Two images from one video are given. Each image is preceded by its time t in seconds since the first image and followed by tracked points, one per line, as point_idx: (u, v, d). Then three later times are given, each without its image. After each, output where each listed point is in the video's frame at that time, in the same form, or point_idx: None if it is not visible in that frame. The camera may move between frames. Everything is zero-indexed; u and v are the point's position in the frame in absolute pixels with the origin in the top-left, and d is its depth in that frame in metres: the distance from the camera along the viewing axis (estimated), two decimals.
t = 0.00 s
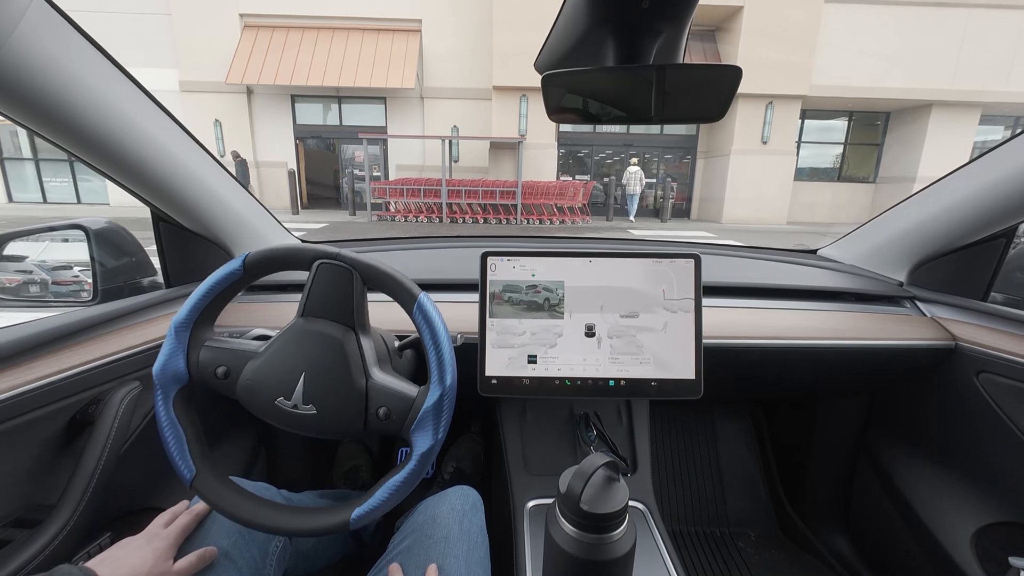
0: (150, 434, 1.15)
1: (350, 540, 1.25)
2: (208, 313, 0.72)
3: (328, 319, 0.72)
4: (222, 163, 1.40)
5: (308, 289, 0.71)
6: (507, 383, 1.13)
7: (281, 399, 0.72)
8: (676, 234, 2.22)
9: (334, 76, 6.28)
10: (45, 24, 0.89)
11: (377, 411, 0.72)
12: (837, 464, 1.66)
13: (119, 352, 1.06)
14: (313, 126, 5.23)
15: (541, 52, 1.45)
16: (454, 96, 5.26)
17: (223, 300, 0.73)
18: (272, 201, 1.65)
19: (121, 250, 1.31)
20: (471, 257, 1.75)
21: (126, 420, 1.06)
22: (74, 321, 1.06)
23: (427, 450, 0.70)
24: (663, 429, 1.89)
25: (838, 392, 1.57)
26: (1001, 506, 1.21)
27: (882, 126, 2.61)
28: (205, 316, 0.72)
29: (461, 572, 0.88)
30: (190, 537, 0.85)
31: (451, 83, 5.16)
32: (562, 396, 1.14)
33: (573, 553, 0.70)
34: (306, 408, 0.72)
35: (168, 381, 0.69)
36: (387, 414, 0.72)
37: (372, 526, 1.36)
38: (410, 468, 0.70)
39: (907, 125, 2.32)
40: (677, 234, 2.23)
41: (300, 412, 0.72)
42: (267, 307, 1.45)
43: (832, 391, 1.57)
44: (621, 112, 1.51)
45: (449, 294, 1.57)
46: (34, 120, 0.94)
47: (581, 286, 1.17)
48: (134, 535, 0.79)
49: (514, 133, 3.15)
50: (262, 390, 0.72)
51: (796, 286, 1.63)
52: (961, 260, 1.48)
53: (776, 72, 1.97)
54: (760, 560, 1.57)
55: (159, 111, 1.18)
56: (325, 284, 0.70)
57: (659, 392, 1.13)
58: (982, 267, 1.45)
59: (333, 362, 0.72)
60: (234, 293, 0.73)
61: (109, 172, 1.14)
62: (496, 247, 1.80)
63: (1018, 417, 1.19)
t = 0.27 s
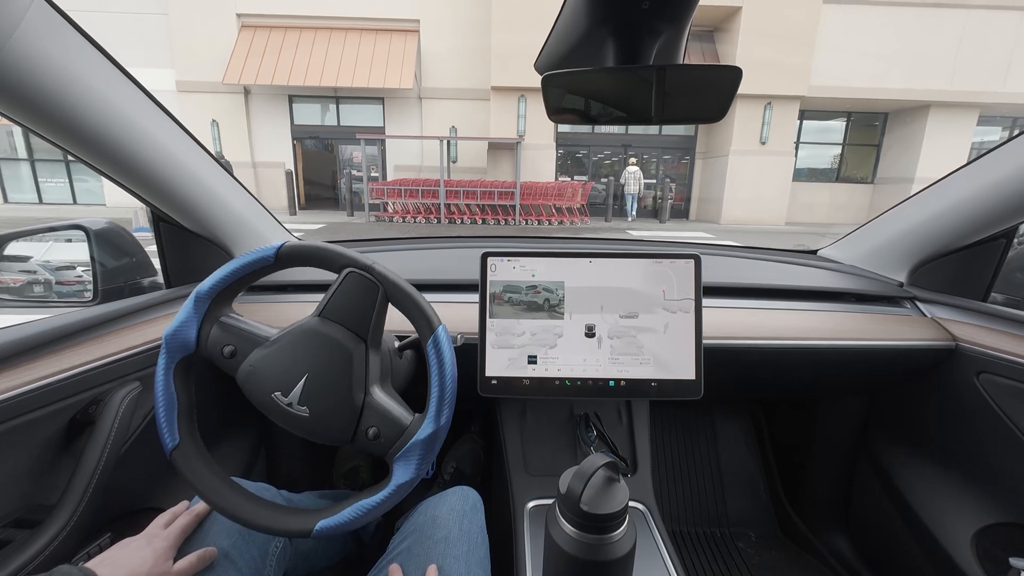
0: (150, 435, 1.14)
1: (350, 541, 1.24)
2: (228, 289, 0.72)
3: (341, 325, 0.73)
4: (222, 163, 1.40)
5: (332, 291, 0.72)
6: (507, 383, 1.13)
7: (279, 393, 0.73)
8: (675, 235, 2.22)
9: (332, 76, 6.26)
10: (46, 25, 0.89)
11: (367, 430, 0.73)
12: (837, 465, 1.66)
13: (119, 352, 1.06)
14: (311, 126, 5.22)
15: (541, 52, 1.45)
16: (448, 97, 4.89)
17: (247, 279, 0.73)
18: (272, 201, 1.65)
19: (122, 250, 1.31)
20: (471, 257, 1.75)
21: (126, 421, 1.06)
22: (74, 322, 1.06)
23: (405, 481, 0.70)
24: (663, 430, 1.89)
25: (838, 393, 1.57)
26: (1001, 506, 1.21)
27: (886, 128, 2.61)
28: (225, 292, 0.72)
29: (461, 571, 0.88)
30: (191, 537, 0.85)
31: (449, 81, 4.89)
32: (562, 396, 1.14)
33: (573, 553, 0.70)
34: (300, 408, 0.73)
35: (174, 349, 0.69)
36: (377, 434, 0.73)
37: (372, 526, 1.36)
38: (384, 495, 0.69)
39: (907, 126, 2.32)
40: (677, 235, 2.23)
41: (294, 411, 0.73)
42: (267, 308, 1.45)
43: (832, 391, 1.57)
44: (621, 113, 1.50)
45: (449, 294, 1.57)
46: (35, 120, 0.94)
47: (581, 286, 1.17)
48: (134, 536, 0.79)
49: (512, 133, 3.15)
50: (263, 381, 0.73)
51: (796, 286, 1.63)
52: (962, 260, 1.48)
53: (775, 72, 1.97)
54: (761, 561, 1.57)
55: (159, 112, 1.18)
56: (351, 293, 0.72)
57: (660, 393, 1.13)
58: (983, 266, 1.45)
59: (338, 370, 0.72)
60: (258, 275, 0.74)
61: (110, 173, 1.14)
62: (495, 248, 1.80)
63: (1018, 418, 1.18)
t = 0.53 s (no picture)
0: (150, 435, 1.15)
1: (350, 541, 1.24)
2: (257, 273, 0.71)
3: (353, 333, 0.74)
4: (222, 163, 1.40)
5: (354, 301, 0.73)
6: (507, 383, 1.13)
7: (277, 388, 0.72)
8: (676, 235, 2.22)
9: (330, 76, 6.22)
10: (47, 26, 0.89)
11: (354, 445, 0.74)
12: (838, 465, 1.66)
13: (119, 353, 1.06)
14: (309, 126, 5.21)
15: (542, 52, 1.45)
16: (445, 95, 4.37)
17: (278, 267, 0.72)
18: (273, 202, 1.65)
19: (122, 250, 1.32)
20: (471, 257, 1.75)
21: (126, 421, 1.06)
22: (75, 322, 1.06)
23: (373, 508, 0.69)
24: (663, 430, 1.89)
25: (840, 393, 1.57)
26: (1002, 507, 1.21)
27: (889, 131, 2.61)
28: (252, 276, 0.71)
29: (461, 571, 0.88)
30: (191, 537, 0.85)
31: (449, 83, 4.40)
32: (562, 397, 1.14)
33: (573, 554, 0.70)
34: (296, 408, 0.72)
35: (189, 321, 0.69)
36: (362, 452, 0.74)
37: (372, 527, 1.36)
38: (349, 518, 0.69)
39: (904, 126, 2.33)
40: (677, 235, 2.22)
41: (288, 409, 0.73)
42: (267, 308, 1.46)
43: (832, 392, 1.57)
44: (621, 113, 1.50)
45: (449, 294, 1.57)
46: (36, 121, 0.94)
47: (582, 286, 1.17)
48: (135, 535, 0.79)
49: (510, 134, 3.15)
50: (265, 371, 0.72)
51: (796, 287, 1.63)
52: (964, 260, 1.48)
53: (775, 73, 1.97)
54: (761, 561, 1.57)
55: (160, 112, 1.18)
56: (374, 307, 0.73)
57: (660, 393, 1.13)
58: (985, 266, 1.45)
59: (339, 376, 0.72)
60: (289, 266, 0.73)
61: (111, 173, 1.14)
62: (495, 248, 1.80)
63: (1019, 419, 1.18)
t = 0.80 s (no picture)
0: (152, 435, 1.15)
1: (351, 541, 1.24)
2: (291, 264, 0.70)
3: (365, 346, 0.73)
4: (224, 163, 1.40)
5: (375, 317, 0.73)
6: (508, 383, 1.13)
7: (278, 380, 0.73)
8: (676, 235, 2.22)
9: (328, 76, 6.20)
10: (50, 26, 0.90)
11: (336, 457, 0.73)
12: (839, 466, 1.66)
13: (121, 352, 1.06)
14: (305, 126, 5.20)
15: (543, 52, 1.45)
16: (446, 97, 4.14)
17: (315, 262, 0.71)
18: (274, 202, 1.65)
19: (124, 250, 1.32)
20: (472, 258, 1.75)
21: (127, 421, 1.07)
22: (76, 322, 1.06)
23: (336, 523, 0.69)
24: (663, 431, 1.89)
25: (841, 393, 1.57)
26: (1004, 507, 1.20)
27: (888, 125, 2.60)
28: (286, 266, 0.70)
29: (461, 571, 0.88)
30: (192, 538, 0.85)
31: (449, 83, 4.05)
32: (563, 397, 1.14)
33: (574, 553, 0.70)
34: (293, 405, 0.73)
35: (212, 293, 0.69)
36: (341, 465, 0.73)
37: (372, 527, 1.36)
38: (313, 527, 0.69)
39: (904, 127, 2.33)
40: (677, 236, 2.21)
41: (283, 403, 0.73)
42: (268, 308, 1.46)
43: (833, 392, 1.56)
44: (622, 113, 1.50)
45: (450, 294, 1.57)
46: (37, 121, 0.94)
47: (583, 286, 1.17)
48: (137, 535, 0.79)
49: (507, 134, 3.14)
50: (270, 362, 0.73)
51: (798, 287, 1.63)
52: (966, 260, 1.47)
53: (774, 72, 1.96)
54: (762, 562, 1.56)
55: (162, 113, 1.19)
56: (391, 327, 0.72)
57: (661, 393, 1.13)
58: (987, 266, 1.43)
59: (339, 380, 0.72)
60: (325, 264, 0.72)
61: (113, 174, 1.14)
62: (495, 248, 1.80)
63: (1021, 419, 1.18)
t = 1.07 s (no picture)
0: (154, 434, 1.15)
1: (353, 541, 1.24)
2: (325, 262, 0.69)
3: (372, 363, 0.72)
4: (226, 164, 1.41)
5: (391, 337, 0.71)
6: (510, 383, 1.13)
7: (281, 373, 0.72)
8: (676, 234, 2.22)
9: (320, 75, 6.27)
10: (52, 27, 0.90)
11: (318, 464, 0.73)
12: (841, 467, 1.65)
13: (123, 352, 1.07)
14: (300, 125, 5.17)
15: (545, 51, 1.45)
16: (441, 96, 4.35)
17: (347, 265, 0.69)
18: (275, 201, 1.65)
19: (127, 250, 1.33)
20: (472, 257, 1.75)
21: (130, 421, 1.07)
22: (79, 321, 1.06)
23: (303, 527, 0.70)
24: (664, 430, 1.88)
25: (843, 393, 1.57)
26: (1006, 508, 1.20)
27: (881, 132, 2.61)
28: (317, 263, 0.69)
29: (462, 570, 0.88)
30: (194, 537, 0.86)
31: (442, 84, 4.30)
32: (564, 397, 1.14)
33: (575, 552, 0.70)
34: (288, 401, 0.72)
35: (240, 271, 0.68)
36: (321, 471, 0.72)
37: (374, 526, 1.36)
38: (281, 525, 0.70)
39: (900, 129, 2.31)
40: (677, 235, 2.21)
41: (281, 398, 0.73)
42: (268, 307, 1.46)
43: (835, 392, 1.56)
44: (623, 113, 1.50)
45: (451, 294, 1.57)
46: (40, 121, 0.94)
47: (585, 286, 1.17)
48: (139, 534, 0.79)
49: (504, 133, 3.14)
50: (275, 354, 0.72)
51: (799, 287, 1.63)
52: (970, 260, 1.46)
53: (775, 71, 1.96)
54: (764, 562, 1.56)
55: (164, 113, 1.19)
56: (402, 353, 0.71)
57: (663, 393, 1.12)
58: (990, 266, 1.43)
59: (338, 381, 0.71)
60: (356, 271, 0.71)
61: (116, 174, 1.15)
62: (495, 247, 1.80)
63: None
